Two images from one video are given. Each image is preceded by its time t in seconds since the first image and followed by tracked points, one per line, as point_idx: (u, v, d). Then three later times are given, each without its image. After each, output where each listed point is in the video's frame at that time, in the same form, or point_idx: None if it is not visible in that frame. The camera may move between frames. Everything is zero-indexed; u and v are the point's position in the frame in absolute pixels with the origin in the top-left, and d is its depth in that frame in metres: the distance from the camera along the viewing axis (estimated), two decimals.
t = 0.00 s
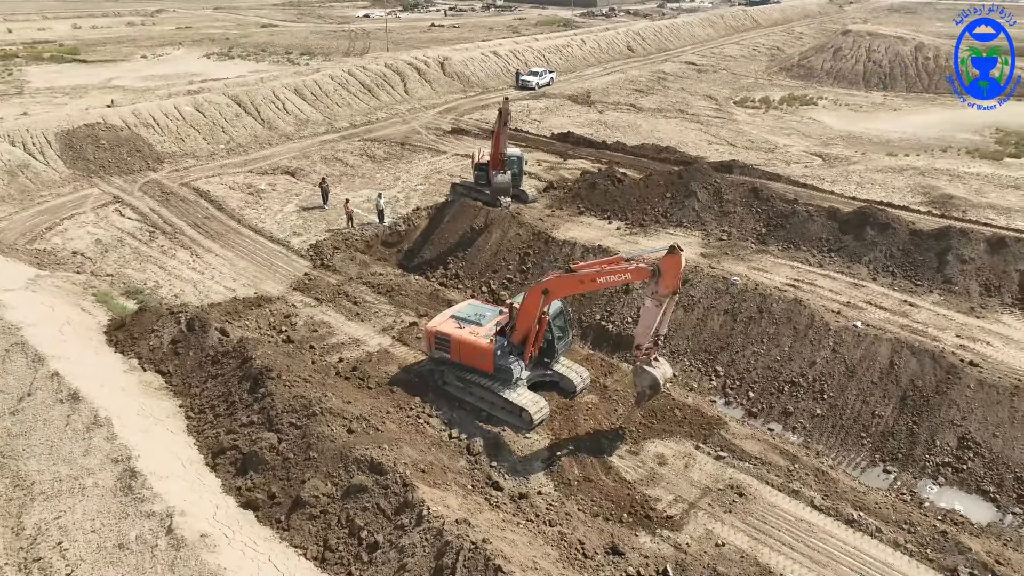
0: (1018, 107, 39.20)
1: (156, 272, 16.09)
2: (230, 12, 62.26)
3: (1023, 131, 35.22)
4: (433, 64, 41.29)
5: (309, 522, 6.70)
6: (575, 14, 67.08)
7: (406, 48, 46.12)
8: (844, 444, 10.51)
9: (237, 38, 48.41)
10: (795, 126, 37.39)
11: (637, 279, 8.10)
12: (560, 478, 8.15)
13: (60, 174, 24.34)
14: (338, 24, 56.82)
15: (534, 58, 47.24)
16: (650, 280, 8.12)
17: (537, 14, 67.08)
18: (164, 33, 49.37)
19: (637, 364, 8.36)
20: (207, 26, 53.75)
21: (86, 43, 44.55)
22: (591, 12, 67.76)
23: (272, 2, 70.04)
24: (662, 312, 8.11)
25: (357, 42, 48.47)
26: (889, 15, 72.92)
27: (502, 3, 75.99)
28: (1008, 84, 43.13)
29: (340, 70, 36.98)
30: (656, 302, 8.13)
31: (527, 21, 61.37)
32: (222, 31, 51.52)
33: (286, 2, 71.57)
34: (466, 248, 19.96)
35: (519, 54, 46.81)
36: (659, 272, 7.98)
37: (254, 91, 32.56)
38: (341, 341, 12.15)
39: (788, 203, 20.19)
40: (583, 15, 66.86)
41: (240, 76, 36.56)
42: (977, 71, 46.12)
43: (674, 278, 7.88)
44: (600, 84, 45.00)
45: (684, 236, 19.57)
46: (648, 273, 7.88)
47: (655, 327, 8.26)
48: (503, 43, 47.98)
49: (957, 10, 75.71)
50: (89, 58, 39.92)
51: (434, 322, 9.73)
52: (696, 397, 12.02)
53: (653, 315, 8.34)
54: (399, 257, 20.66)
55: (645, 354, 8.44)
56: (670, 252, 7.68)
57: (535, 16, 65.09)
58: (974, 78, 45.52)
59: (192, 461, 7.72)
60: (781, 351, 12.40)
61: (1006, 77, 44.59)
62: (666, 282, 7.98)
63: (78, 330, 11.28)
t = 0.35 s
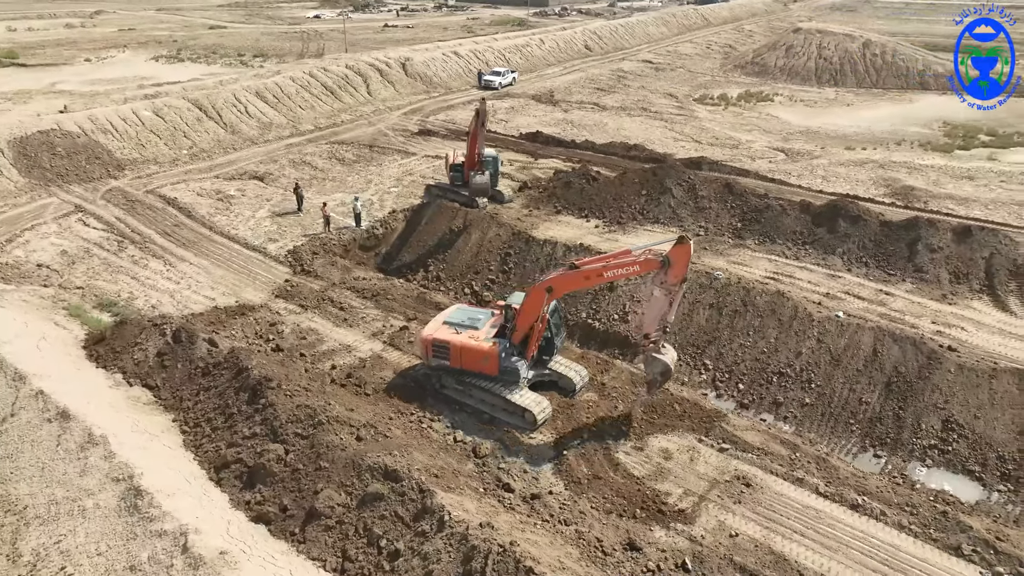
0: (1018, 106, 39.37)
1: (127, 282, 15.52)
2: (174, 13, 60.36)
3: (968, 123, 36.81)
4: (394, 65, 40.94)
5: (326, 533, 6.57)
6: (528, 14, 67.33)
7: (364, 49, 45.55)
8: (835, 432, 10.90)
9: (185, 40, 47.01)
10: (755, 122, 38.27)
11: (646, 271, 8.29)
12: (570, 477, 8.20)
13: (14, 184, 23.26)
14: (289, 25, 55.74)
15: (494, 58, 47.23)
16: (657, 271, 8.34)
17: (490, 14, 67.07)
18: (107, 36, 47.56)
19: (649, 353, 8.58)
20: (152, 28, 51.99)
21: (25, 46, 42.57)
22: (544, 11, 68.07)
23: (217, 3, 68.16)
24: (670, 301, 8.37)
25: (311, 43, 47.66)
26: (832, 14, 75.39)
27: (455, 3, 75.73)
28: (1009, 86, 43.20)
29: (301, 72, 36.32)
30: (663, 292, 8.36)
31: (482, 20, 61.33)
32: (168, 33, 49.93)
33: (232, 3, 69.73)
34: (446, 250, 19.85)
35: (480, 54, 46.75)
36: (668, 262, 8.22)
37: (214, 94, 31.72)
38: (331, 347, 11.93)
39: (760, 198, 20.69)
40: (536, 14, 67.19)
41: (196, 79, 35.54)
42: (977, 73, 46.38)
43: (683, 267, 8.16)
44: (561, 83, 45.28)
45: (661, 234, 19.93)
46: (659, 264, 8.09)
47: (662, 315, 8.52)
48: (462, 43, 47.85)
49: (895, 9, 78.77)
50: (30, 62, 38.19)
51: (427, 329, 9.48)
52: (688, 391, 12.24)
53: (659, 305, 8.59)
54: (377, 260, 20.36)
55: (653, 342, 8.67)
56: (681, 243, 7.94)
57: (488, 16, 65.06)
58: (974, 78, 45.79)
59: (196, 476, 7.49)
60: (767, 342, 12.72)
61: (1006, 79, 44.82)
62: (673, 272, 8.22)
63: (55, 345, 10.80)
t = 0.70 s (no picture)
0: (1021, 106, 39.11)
1: (100, 294, 14.95)
2: (115, 14, 58.27)
3: (919, 117, 38.24)
4: (356, 66, 40.49)
5: (347, 544, 6.46)
6: (481, 13, 67.32)
7: (323, 50, 44.88)
8: (826, 419, 11.29)
9: (131, 43, 45.46)
10: (716, 119, 39.04)
11: (649, 262, 8.29)
12: (581, 476, 8.26)
13: None
14: (238, 27, 54.44)
15: (456, 59, 47.10)
16: (660, 261, 8.36)
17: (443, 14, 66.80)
18: (46, 38, 45.62)
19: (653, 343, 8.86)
20: (95, 30, 50.10)
21: None
22: (498, 11, 68.18)
23: (161, 4, 66.11)
24: (674, 291, 8.47)
25: (263, 45, 46.71)
26: (777, 13, 77.47)
27: (406, 3, 75.19)
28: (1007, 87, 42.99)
29: (261, 74, 35.60)
30: (666, 283, 8.42)
31: (435, 20, 61.12)
32: (112, 35, 48.20)
33: (176, 3, 67.70)
34: (426, 251, 19.72)
35: (442, 54, 46.58)
36: (670, 252, 8.24)
37: (174, 98, 30.82)
38: (324, 354, 11.73)
39: (734, 193, 21.15)
40: (489, 14, 67.22)
41: (151, 82, 34.50)
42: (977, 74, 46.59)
43: (686, 256, 8.20)
44: (524, 83, 45.44)
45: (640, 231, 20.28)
46: (663, 256, 8.09)
47: (666, 304, 8.63)
48: (422, 44, 47.61)
49: (838, 8, 81.46)
50: None
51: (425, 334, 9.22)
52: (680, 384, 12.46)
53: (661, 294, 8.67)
54: (357, 264, 20.06)
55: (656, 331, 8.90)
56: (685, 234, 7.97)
57: (442, 16, 64.80)
58: (974, 79, 45.95)
59: (203, 490, 7.29)
60: (754, 334, 13.04)
61: (1006, 79, 44.68)
62: (676, 262, 8.28)
63: (33, 361, 10.34)
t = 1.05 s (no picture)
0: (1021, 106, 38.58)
1: (74, 306, 14.40)
2: (53, 16, 56.06)
3: (874, 111, 39.51)
4: (319, 67, 39.90)
5: (372, 552, 6.39)
6: (436, 13, 67.03)
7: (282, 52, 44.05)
8: (817, 408, 11.74)
9: (75, 45, 43.79)
10: (681, 116, 39.65)
11: (653, 256, 8.20)
12: (593, 473, 8.33)
13: None
14: (186, 28, 52.87)
15: (418, 59, 46.83)
16: (664, 255, 8.29)
17: (396, 14, 66.30)
18: None
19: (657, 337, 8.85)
20: (35, 32, 48.09)
21: None
22: (452, 10, 68.01)
23: (103, 5, 63.90)
24: (679, 285, 8.43)
25: (216, 46, 45.61)
26: (727, 11, 79.10)
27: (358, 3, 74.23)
28: (1007, 87, 42.46)
29: (222, 76, 34.76)
30: (670, 278, 8.36)
31: (391, 20, 60.65)
32: (53, 37, 46.34)
33: (119, 4, 65.48)
34: (409, 253, 19.54)
35: (404, 54, 46.23)
36: (674, 246, 8.17)
37: (134, 101, 29.87)
38: (319, 360, 11.54)
39: (710, 189, 21.55)
40: (444, 14, 66.87)
41: (105, 86, 33.36)
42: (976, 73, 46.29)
43: (690, 251, 8.15)
44: (489, 82, 45.42)
45: (621, 229, 20.56)
46: (668, 250, 8.00)
47: (670, 298, 8.58)
48: (383, 44, 47.17)
49: (784, 7, 83.68)
50: None
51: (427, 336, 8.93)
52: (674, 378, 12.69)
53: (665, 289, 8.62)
54: (336, 269, 19.64)
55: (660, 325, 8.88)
56: (689, 229, 7.91)
57: (397, 16, 64.23)
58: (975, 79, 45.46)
59: (215, 504, 7.13)
60: (743, 325, 13.35)
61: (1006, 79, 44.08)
62: (680, 257, 8.22)
63: (15, 378, 9.90)
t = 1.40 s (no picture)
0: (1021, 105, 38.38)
1: (48, 320, 13.82)
2: None
3: (831, 107, 40.72)
4: (280, 69, 39.16)
5: (401, 560, 6.32)
6: (388, 13, 66.69)
7: (238, 54, 43.11)
8: (808, 397, 12.17)
9: (14, 49, 41.88)
10: (646, 114, 40.14)
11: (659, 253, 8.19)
12: (606, 471, 8.41)
13: None
14: (132, 30, 51.19)
15: (379, 60, 46.39)
16: (670, 251, 8.28)
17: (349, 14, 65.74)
18: None
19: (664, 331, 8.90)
20: None
21: None
22: (406, 10, 67.77)
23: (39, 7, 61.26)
24: (685, 280, 8.43)
25: (166, 48, 44.27)
26: (679, 9, 80.50)
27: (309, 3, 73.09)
28: (1007, 86, 42.23)
29: (181, 79, 33.78)
30: (676, 273, 8.36)
31: (344, 21, 59.88)
32: None
33: (56, 6, 62.85)
34: (392, 257, 19.32)
35: (365, 55, 45.74)
36: (681, 242, 8.15)
37: (91, 107, 28.79)
38: (315, 367, 11.35)
39: (686, 185, 21.90)
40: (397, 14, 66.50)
41: (57, 90, 32.06)
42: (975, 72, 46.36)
43: (695, 246, 8.12)
44: (452, 83, 45.26)
45: (602, 227, 20.75)
46: (674, 247, 8.00)
47: (676, 293, 8.59)
48: (342, 45, 46.53)
49: (734, 6, 85.64)
50: None
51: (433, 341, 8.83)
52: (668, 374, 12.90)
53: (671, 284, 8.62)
54: (319, 273, 19.41)
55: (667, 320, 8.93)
56: (694, 225, 7.86)
57: (351, 17, 63.51)
58: (975, 79, 45.33)
59: (230, 520, 6.98)
60: (731, 319, 13.65)
61: (1006, 78, 43.89)
62: (686, 252, 8.19)
63: None
